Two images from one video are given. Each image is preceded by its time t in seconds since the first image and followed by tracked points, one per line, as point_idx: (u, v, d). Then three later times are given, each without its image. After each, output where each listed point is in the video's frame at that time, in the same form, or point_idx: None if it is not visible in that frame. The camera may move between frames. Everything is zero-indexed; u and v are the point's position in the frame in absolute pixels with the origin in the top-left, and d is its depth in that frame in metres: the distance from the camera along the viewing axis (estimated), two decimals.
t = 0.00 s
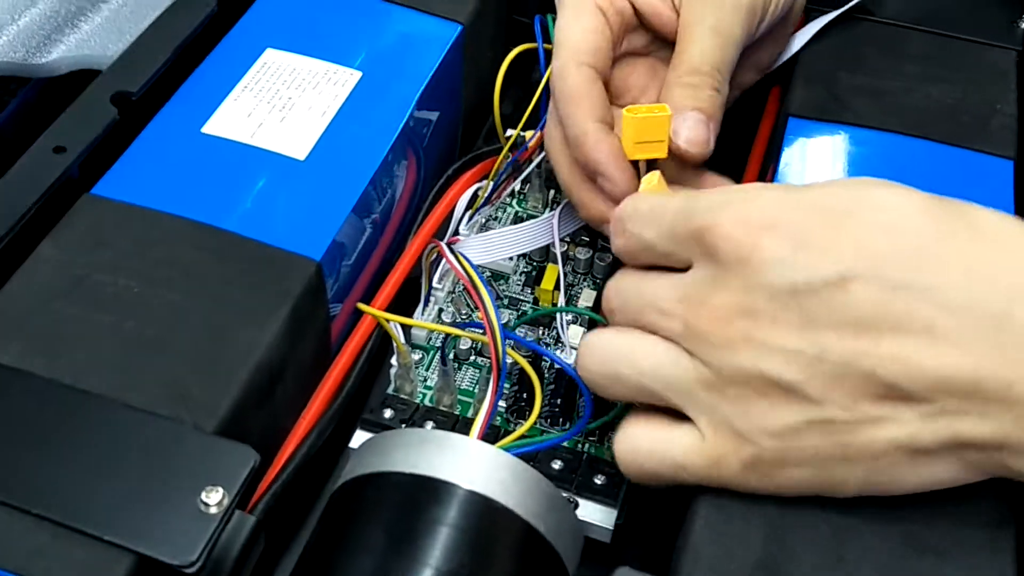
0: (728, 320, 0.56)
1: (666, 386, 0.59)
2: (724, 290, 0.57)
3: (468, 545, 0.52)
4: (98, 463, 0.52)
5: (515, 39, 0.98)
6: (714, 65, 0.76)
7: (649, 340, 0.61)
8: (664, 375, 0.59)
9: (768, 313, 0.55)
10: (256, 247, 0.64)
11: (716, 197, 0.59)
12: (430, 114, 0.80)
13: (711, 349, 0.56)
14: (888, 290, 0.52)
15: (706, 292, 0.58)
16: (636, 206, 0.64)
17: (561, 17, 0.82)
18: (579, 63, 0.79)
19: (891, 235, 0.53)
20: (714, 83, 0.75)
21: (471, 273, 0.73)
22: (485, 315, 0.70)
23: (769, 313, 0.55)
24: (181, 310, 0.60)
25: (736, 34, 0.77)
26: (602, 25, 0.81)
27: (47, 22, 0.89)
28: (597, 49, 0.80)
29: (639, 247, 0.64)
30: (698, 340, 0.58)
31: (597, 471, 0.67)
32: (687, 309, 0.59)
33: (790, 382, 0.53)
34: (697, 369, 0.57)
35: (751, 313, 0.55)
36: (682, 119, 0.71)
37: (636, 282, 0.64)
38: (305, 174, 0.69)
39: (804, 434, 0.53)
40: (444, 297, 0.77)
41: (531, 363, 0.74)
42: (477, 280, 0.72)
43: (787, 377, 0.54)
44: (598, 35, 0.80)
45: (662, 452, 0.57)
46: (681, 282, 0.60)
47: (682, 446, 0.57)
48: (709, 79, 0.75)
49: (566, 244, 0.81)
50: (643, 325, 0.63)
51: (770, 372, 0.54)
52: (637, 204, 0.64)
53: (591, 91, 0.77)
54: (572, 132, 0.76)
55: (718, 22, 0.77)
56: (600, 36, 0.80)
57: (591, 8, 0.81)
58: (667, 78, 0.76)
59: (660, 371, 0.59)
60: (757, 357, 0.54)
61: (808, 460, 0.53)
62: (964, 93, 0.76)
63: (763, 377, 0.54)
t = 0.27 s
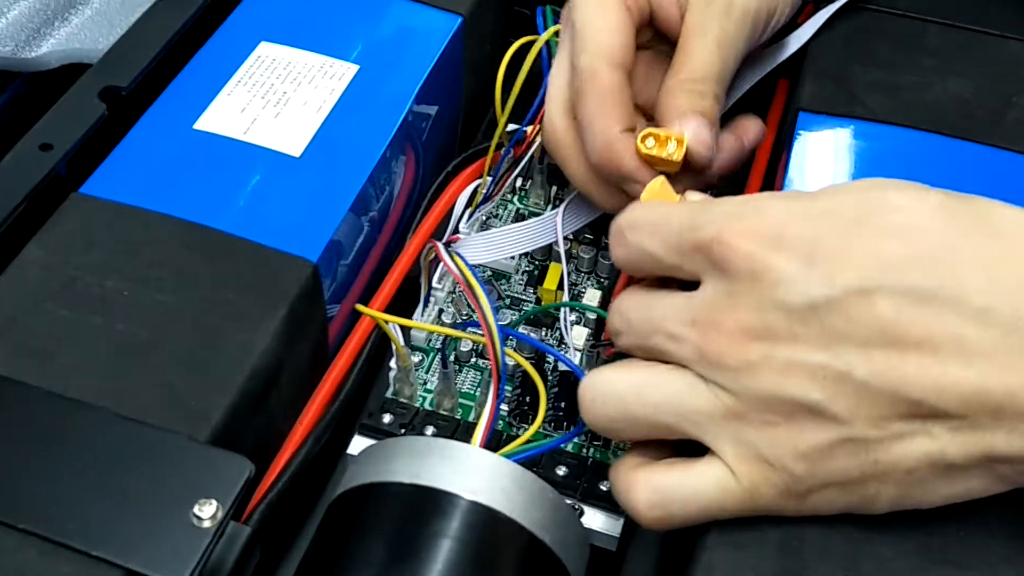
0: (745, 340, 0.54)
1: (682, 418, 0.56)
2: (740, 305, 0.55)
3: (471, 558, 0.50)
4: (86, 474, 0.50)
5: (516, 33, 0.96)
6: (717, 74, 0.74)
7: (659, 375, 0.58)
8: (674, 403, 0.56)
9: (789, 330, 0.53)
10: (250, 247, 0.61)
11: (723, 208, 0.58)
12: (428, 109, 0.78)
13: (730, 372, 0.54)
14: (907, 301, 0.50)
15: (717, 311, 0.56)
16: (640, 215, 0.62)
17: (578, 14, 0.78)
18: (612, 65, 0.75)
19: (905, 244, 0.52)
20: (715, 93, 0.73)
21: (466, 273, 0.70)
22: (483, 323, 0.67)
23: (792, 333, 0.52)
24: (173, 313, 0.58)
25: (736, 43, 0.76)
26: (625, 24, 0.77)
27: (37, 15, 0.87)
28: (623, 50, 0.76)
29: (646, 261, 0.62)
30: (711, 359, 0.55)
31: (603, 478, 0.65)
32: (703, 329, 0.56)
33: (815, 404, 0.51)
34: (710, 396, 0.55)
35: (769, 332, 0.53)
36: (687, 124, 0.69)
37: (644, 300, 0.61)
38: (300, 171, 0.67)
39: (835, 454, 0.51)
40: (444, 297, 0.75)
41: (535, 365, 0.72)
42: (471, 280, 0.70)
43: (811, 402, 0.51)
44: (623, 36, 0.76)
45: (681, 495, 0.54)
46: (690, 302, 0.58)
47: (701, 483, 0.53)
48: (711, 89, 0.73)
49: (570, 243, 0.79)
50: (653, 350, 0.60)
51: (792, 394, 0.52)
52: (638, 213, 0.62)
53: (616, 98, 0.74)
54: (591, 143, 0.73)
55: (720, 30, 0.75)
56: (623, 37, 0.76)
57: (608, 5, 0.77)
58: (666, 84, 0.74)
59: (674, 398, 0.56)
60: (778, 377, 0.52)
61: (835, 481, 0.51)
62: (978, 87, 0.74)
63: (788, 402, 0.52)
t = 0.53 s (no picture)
0: (730, 327, 0.53)
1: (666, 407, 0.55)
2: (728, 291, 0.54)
3: (468, 565, 0.50)
4: (77, 481, 0.49)
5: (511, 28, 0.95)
6: (703, 84, 0.73)
7: (646, 363, 0.57)
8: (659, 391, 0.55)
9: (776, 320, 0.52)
10: (243, 247, 0.61)
11: (718, 198, 0.57)
12: (423, 106, 0.77)
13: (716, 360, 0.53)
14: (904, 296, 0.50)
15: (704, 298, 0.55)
16: (637, 200, 0.60)
17: (562, 26, 0.78)
18: (598, 78, 0.74)
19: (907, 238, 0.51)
20: (704, 104, 0.73)
21: (455, 276, 0.69)
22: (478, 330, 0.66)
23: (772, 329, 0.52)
24: (165, 316, 0.57)
25: (723, 51, 0.76)
26: (612, 36, 0.77)
27: (26, 11, 0.86)
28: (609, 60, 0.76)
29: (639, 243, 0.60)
30: (699, 350, 0.54)
31: (601, 480, 0.64)
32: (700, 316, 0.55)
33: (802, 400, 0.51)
34: (696, 386, 0.54)
35: (756, 320, 0.53)
36: (671, 138, 0.69)
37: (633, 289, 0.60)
38: (293, 171, 0.66)
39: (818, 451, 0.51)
40: (438, 297, 0.75)
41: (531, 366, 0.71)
42: (460, 280, 0.69)
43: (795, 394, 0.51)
44: (609, 47, 0.76)
45: (665, 486, 0.53)
46: (679, 293, 0.57)
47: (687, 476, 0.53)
48: (699, 99, 0.72)
49: (566, 241, 0.79)
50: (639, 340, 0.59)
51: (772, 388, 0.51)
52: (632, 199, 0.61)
53: (602, 109, 0.73)
54: (578, 157, 0.73)
55: (706, 40, 0.75)
56: (609, 49, 0.76)
57: (592, 15, 0.77)
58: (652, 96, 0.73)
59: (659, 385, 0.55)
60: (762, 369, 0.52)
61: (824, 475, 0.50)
62: (977, 82, 0.73)
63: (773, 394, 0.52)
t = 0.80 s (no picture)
0: (797, 291, 0.54)
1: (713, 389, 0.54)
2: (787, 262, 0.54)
3: (470, 564, 0.49)
4: (75, 479, 0.49)
5: (511, 21, 0.94)
6: (701, 68, 0.73)
7: (684, 345, 0.57)
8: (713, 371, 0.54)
9: (841, 285, 0.54)
10: (242, 242, 0.60)
11: (763, 172, 0.57)
12: (423, 99, 0.77)
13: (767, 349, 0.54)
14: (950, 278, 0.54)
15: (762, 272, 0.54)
16: (672, 204, 0.60)
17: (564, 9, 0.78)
18: (594, 58, 0.74)
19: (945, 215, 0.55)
20: (702, 89, 0.72)
21: (469, 270, 0.69)
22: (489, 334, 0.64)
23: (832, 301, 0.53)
24: (164, 312, 0.56)
25: (725, 38, 0.75)
26: (612, 18, 0.77)
27: None
28: (607, 43, 0.75)
29: (678, 242, 0.59)
30: (756, 318, 0.55)
31: (604, 476, 0.64)
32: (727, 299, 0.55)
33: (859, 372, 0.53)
34: (753, 360, 0.54)
35: (821, 284, 0.54)
36: (665, 120, 0.67)
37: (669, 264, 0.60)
38: (293, 164, 0.66)
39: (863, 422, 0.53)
40: (439, 292, 0.75)
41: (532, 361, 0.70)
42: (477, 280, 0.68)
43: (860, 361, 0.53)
44: (608, 29, 0.76)
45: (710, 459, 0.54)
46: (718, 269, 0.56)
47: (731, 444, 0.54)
48: (697, 84, 0.71)
49: (568, 235, 0.79)
50: (673, 322, 0.58)
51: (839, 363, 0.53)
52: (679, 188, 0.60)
53: (597, 89, 0.73)
54: (570, 134, 0.72)
55: (707, 24, 0.74)
56: (607, 30, 0.76)
57: None
58: (651, 81, 0.73)
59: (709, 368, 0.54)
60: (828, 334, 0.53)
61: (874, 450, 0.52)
62: (983, 75, 0.73)
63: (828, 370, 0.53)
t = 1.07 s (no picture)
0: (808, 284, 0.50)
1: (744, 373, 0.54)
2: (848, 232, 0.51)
3: (470, 562, 0.49)
4: (75, 476, 0.49)
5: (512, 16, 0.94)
6: (697, 57, 0.72)
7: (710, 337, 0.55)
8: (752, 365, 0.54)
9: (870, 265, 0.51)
10: (242, 239, 0.60)
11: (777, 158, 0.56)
12: (423, 95, 0.76)
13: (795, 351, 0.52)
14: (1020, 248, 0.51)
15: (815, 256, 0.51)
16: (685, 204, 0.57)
17: None
18: (591, 39, 0.74)
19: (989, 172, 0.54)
20: (699, 79, 0.72)
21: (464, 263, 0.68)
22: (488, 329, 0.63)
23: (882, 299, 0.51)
24: (164, 309, 0.56)
25: (723, 32, 0.74)
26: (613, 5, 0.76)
27: None
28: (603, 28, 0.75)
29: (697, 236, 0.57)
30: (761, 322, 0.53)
31: (605, 473, 0.64)
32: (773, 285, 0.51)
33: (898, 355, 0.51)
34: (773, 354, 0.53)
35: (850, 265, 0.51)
36: (659, 105, 0.68)
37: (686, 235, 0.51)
38: (293, 161, 0.65)
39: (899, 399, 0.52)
40: (439, 288, 0.75)
41: (532, 358, 0.70)
42: (469, 272, 0.67)
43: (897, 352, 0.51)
44: (607, 14, 0.76)
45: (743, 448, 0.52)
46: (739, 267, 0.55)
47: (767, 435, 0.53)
48: (694, 75, 0.71)
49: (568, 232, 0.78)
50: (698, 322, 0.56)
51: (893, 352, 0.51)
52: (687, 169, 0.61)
53: (591, 71, 0.73)
54: (564, 116, 0.72)
55: (706, 16, 0.74)
56: (606, 15, 0.76)
57: None
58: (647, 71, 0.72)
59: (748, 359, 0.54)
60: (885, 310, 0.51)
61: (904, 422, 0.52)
62: (985, 71, 0.72)
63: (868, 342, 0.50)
